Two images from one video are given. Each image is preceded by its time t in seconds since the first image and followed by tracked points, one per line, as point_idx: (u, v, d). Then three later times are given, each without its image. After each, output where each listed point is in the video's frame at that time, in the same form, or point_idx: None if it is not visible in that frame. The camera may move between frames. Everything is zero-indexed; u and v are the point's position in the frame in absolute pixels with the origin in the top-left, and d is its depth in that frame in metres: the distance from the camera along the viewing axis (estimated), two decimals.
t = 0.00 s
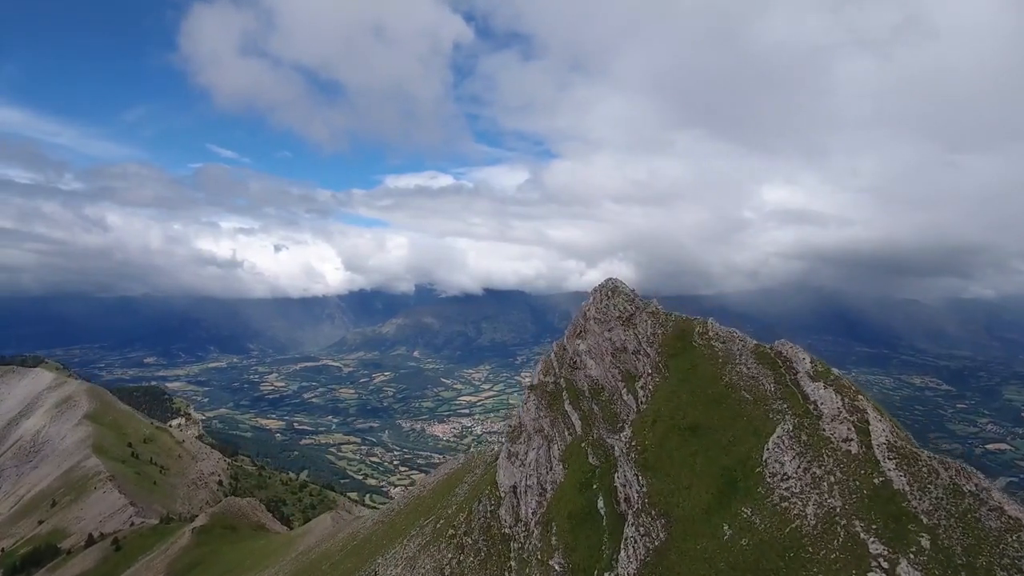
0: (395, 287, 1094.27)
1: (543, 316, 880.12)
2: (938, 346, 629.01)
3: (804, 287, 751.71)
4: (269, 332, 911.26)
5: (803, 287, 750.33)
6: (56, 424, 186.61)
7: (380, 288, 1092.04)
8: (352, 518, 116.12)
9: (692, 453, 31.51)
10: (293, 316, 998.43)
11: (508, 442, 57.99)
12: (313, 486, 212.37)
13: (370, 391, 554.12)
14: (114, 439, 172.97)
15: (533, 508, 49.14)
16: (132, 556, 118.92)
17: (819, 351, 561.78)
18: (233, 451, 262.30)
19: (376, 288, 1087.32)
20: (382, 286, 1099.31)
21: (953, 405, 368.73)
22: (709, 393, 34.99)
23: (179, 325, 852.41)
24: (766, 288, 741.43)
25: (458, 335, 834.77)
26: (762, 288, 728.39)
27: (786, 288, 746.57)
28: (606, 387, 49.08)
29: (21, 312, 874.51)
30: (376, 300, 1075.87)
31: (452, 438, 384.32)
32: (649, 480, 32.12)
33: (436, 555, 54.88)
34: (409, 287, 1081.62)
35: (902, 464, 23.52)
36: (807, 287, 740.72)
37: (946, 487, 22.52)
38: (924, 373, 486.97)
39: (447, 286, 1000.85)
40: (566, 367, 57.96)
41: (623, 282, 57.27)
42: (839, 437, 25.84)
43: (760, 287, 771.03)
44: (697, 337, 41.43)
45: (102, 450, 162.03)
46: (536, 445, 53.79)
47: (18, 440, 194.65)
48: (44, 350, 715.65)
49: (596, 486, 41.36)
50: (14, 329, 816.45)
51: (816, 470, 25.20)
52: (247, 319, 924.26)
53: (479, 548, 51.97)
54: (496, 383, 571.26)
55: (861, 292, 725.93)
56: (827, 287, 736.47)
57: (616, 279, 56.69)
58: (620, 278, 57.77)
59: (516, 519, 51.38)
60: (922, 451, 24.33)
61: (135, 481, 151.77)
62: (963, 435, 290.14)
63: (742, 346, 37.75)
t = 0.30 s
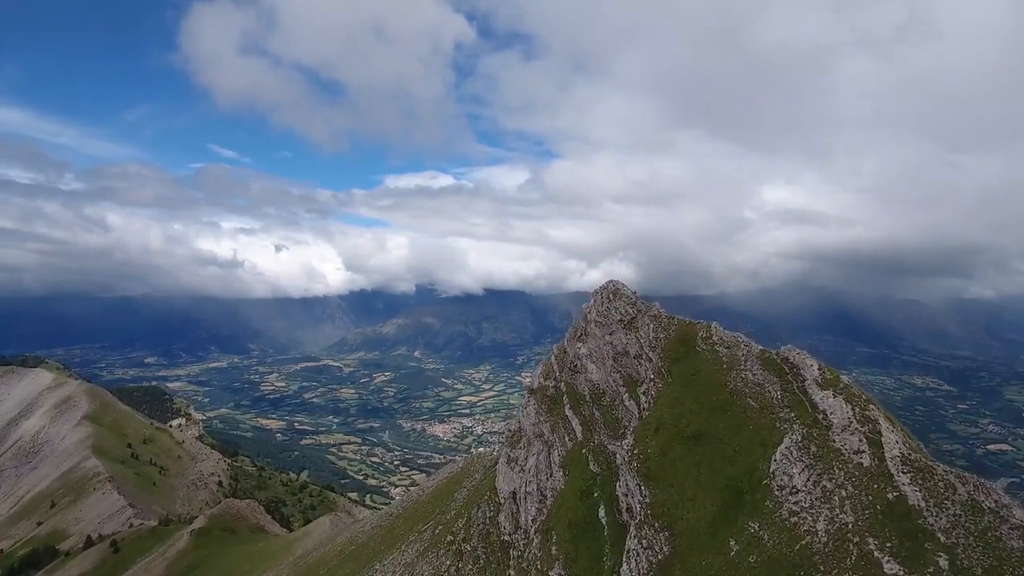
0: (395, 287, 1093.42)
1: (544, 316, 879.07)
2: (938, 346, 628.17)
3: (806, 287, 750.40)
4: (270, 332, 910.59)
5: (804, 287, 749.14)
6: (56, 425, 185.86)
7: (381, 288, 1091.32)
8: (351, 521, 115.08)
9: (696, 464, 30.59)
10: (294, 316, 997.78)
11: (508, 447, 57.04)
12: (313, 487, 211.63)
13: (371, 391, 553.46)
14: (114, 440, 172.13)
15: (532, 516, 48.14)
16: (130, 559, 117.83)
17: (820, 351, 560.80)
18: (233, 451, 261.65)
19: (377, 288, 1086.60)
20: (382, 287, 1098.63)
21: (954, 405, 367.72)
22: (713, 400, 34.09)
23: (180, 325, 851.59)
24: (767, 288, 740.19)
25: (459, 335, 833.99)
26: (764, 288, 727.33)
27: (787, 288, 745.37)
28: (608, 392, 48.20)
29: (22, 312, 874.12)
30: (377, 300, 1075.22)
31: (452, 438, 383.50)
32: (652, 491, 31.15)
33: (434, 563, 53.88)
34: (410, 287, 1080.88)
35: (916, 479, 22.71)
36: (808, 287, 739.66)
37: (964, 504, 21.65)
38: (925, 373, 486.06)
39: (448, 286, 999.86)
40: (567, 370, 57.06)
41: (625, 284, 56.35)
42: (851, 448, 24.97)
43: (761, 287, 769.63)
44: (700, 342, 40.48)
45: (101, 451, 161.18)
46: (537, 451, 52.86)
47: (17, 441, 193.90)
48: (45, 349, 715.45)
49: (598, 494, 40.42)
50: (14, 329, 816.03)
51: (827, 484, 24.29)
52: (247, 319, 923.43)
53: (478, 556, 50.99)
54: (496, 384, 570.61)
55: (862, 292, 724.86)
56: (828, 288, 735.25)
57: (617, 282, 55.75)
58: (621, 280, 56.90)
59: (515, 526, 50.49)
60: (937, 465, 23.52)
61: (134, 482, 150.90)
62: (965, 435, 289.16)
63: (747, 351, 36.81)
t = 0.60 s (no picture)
0: (395, 287, 1091.67)
1: (544, 316, 878.04)
2: (939, 346, 626.62)
3: (806, 287, 748.94)
4: (270, 332, 910.03)
5: (804, 287, 747.88)
6: (55, 425, 185.11)
7: (381, 288, 1090.38)
8: (350, 523, 114.57)
9: (700, 471, 29.92)
10: (294, 316, 996.97)
11: (508, 452, 56.38)
12: (314, 487, 210.74)
13: (371, 391, 552.68)
14: (113, 441, 171.33)
15: (533, 522, 47.42)
16: (128, 560, 116.82)
17: (820, 351, 559.51)
18: (233, 451, 261.43)
19: (377, 288, 1086.05)
20: (382, 287, 1097.63)
21: (955, 405, 366.84)
22: (716, 405, 33.42)
23: (180, 325, 851.07)
24: (768, 288, 739.37)
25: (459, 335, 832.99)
26: (764, 287, 726.17)
27: (788, 288, 743.92)
28: (609, 396, 47.51)
29: (22, 312, 873.23)
30: (377, 300, 1074.25)
31: (452, 438, 382.81)
32: (655, 500, 30.38)
33: (432, 568, 53.14)
34: (410, 287, 1080.12)
35: (930, 491, 22.08)
36: (808, 287, 738.34)
37: (979, 518, 21.04)
38: (926, 373, 484.72)
39: (448, 286, 999.03)
40: (567, 373, 56.36)
41: (626, 286, 55.56)
42: (860, 458, 24.38)
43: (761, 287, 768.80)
44: (703, 346, 39.72)
45: (101, 452, 160.40)
46: (536, 456, 52.12)
47: (17, 441, 193.13)
48: (45, 349, 714.81)
49: (599, 501, 39.73)
50: (14, 329, 815.23)
51: (836, 496, 23.65)
52: (247, 319, 922.30)
53: (477, 562, 50.29)
54: (496, 383, 569.92)
55: (862, 292, 723.24)
56: (828, 288, 733.96)
57: (618, 284, 55.00)
58: (622, 281, 56.21)
59: (515, 532, 49.85)
60: (951, 476, 22.97)
61: (134, 482, 150.00)
62: (966, 435, 288.36)
63: (750, 355, 36.10)
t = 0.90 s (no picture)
0: (396, 287, 1090.88)
1: (545, 316, 877.14)
2: (940, 346, 624.45)
3: (808, 287, 747.21)
4: (271, 332, 910.20)
5: (805, 287, 746.39)
6: (54, 426, 184.36)
7: (382, 288, 1089.82)
8: (350, 526, 113.84)
9: (705, 479, 29.04)
10: (294, 316, 996.93)
11: (507, 456, 55.55)
12: (314, 488, 209.78)
13: (372, 392, 552.03)
14: (112, 442, 170.38)
15: (532, 528, 46.61)
16: (127, 561, 115.45)
17: (821, 350, 557.93)
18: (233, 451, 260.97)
19: (378, 288, 1085.58)
20: (383, 287, 1097.05)
21: (956, 405, 365.66)
22: (721, 411, 32.58)
23: (181, 325, 851.17)
24: (769, 288, 738.23)
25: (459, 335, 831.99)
26: (765, 287, 724.71)
27: (790, 287, 741.98)
28: (610, 401, 46.78)
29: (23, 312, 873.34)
30: (378, 300, 1072.73)
31: (453, 438, 382.04)
32: (657, 509, 29.48)
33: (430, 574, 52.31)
34: (411, 287, 1079.32)
35: (945, 505, 21.35)
36: (809, 287, 737.06)
37: (997, 536, 20.24)
38: (927, 373, 483.06)
39: (448, 287, 998.12)
40: (567, 377, 55.58)
41: (627, 289, 54.78)
42: (871, 470, 23.66)
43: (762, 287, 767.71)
44: (706, 350, 39.00)
45: (100, 453, 159.49)
46: (536, 461, 51.28)
47: (15, 442, 192.49)
48: (46, 348, 715.24)
49: (599, 508, 38.85)
50: (15, 329, 815.32)
51: (847, 510, 22.88)
52: (248, 319, 921.57)
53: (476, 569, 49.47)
54: (497, 383, 569.07)
55: (864, 292, 721.14)
56: (829, 288, 732.44)
57: (619, 286, 54.15)
58: (624, 283, 55.39)
59: (514, 539, 49.05)
60: (964, 489, 22.23)
61: (133, 484, 148.88)
62: (967, 435, 287.24)
63: (754, 359, 35.28)
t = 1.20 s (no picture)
0: (396, 287, 1090.21)
1: (545, 316, 876.48)
2: (941, 346, 623.30)
3: (808, 287, 746.22)
4: (271, 332, 910.08)
5: (806, 287, 745.05)
6: (53, 427, 183.67)
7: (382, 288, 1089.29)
8: (348, 529, 112.88)
9: (709, 489, 28.18)
10: (295, 316, 996.80)
11: (506, 461, 54.66)
12: (313, 488, 209.03)
13: (372, 392, 551.59)
14: (111, 442, 169.59)
15: (532, 535, 45.83)
16: (124, 563, 114.54)
17: (822, 350, 557.00)
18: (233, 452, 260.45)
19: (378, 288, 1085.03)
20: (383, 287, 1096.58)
21: (956, 405, 364.83)
22: (724, 419, 31.76)
23: (181, 325, 851.09)
24: (769, 288, 737.34)
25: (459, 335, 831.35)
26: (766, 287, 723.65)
27: (790, 288, 741.04)
28: (610, 405, 45.92)
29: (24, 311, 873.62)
30: (378, 299, 1071.81)
31: (453, 438, 381.46)
32: (659, 520, 28.62)
33: None
34: (411, 287, 1078.58)
35: (959, 521, 20.65)
36: (810, 287, 736.06)
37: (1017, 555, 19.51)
38: (927, 373, 482.23)
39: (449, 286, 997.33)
40: (567, 381, 54.76)
41: (628, 291, 53.89)
42: (883, 482, 22.86)
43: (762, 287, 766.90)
44: (709, 354, 38.13)
45: (99, 454, 158.63)
46: (536, 466, 50.43)
47: (14, 442, 191.90)
48: (46, 348, 715.25)
49: (600, 517, 37.95)
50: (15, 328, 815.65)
51: (858, 525, 22.13)
52: (249, 319, 921.10)
53: None
54: (497, 383, 568.56)
55: (864, 292, 719.83)
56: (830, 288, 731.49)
57: (620, 289, 53.30)
58: (624, 285, 54.55)
59: (513, 545, 48.24)
60: (980, 503, 21.51)
61: (132, 485, 147.97)
62: (968, 435, 286.56)
63: (759, 364, 34.43)
